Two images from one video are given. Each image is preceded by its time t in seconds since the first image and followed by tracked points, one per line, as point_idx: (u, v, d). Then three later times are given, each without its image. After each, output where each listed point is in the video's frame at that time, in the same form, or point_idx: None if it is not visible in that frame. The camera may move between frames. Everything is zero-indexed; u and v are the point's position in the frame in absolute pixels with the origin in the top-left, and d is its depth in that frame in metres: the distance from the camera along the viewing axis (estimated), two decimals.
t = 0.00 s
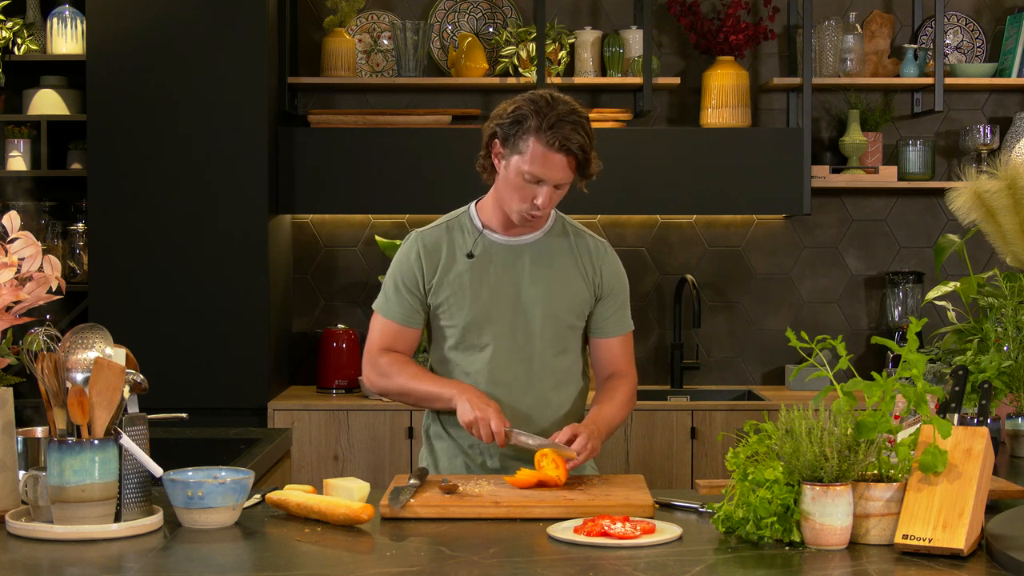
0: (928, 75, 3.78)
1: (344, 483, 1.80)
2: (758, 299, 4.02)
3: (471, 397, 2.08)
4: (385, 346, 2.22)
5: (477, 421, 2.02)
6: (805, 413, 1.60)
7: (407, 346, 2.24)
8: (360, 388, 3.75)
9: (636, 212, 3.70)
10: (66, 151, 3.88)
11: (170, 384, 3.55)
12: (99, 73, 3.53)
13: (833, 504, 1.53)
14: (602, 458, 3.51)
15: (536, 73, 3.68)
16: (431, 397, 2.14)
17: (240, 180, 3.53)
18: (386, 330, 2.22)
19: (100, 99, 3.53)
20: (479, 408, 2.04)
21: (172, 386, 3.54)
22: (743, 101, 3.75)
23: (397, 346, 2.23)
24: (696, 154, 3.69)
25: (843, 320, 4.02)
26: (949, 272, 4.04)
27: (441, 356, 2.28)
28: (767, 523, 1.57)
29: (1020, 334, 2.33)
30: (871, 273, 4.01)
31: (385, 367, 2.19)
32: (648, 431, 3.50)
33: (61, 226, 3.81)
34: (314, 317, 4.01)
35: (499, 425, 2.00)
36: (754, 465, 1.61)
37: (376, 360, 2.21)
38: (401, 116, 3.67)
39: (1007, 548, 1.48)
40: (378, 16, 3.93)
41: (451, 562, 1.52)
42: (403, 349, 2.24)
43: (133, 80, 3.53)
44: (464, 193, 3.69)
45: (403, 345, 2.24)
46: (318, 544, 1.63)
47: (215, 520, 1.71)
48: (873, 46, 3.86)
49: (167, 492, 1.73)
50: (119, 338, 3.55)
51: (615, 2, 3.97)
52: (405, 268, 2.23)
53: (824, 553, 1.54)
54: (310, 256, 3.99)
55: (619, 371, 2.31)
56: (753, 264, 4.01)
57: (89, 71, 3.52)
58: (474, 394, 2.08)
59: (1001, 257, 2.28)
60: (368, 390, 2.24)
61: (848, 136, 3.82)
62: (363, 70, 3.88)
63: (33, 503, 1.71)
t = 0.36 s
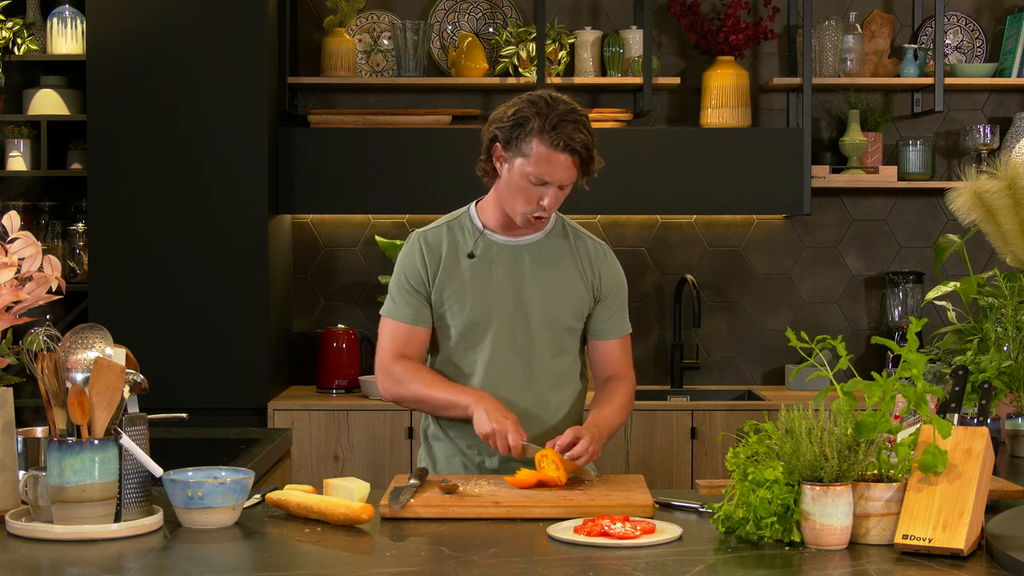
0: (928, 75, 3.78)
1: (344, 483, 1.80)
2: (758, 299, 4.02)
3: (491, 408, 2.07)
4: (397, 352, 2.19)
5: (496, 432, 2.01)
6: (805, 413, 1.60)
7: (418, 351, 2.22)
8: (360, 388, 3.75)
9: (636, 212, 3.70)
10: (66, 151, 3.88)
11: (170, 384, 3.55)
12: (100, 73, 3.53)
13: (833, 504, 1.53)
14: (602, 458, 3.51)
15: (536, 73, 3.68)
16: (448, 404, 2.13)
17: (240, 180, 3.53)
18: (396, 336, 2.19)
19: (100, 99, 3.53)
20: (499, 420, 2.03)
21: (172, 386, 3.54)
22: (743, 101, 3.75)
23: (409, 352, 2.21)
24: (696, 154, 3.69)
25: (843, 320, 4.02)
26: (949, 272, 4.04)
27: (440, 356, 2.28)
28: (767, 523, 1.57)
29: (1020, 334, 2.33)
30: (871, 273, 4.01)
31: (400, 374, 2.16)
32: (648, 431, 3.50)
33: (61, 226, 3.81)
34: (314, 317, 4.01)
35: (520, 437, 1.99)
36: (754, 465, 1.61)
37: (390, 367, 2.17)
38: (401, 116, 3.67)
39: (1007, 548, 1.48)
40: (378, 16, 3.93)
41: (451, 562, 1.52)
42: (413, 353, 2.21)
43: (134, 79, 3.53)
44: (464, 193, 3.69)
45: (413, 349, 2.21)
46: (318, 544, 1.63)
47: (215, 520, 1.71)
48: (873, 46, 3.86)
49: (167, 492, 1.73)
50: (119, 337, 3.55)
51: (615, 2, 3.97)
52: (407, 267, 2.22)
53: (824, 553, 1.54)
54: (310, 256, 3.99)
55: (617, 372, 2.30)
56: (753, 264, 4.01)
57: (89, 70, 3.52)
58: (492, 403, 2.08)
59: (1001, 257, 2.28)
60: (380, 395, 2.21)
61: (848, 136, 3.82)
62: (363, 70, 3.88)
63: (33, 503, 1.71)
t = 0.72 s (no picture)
0: (928, 75, 3.78)
1: (344, 483, 1.80)
2: (758, 299, 4.02)
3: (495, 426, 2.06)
4: (404, 358, 2.20)
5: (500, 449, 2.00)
6: (805, 413, 1.60)
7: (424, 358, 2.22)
8: (360, 388, 3.75)
9: (636, 212, 3.70)
10: (66, 151, 3.88)
11: (170, 384, 3.55)
12: (100, 73, 3.53)
13: (833, 504, 1.53)
14: (602, 458, 3.51)
15: (536, 73, 3.68)
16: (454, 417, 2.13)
17: (240, 180, 3.53)
18: (402, 342, 2.19)
19: (100, 99, 3.53)
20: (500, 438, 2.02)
21: (172, 386, 3.54)
22: (743, 101, 3.75)
23: (417, 359, 2.21)
24: (696, 154, 3.69)
25: (842, 320, 4.02)
26: (948, 272, 4.04)
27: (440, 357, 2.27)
28: (767, 523, 1.57)
29: (1020, 334, 2.33)
30: (871, 273, 4.01)
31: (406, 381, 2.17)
32: (648, 431, 3.50)
33: (61, 226, 3.81)
34: (314, 317, 4.01)
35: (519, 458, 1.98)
36: (754, 465, 1.61)
37: (397, 373, 2.18)
38: (401, 116, 3.67)
39: (1007, 548, 1.48)
40: (378, 16, 3.93)
41: (451, 562, 1.52)
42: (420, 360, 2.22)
43: (134, 79, 3.53)
44: (464, 193, 3.69)
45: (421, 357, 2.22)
46: (318, 544, 1.63)
47: (214, 520, 1.71)
48: (873, 46, 3.86)
49: (167, 492, 1.73)
50: (118, 337, 3.55)
51: (615, 2, 3.97)
52: (407, 267, 2.22)
53: (824, 553, 1.54)
54: (310, 256, 3.99)
55: (617, 374, 2.30)
56: (753, 264, 4.01)
57: (89, 70, 3.52)
58: (497, 422, 2.07)
59: (1001, 258, 2.28)
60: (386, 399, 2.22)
61: (848, 136, 3.82)
62: (363, 70, 3.88)
63: (33, 503, 1.71)
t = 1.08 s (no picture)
0: (928, 75, 3.78)
1: (344, 483, 1.80)
2: (758, 300, 4.02)
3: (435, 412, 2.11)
4: (363, 332, 2.27)
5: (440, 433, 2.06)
6: (805, 413, 1.60)
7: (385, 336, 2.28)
8: (360, 388, 3.75)
9: (636, 212, 3.70)
10: (66, 151, 3.88)
11: (170, 384, 3.55)
12: (100, 73, 3.53)
13: (833, 504, 1.53)
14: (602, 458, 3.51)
15: (536, 72, 3.68)
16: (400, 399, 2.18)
17: (240, 180, 3.53)
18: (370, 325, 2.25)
19: (100, 99, 3.53)
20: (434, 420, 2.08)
21: (172, 386, 3.54)
22: (743, 101, 3.75)
23: (375, 334, 2.28)
24: (696, 154, 3.69)
25: (843, 320, 4.02)
26: (949, 272, 4.04)
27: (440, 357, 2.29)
28: (767, 523, 1.57)
29: (1020, 334, 2.33)
30: (871, 273, 4.01)
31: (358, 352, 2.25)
32: (648, 431, 3.50)
33: (61, 226, 3.81)
34: (314, 317, 4.01)
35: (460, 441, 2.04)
36: (754, 465, 1.61)
37: (352, 343, 2.25)
38: (401, 116, 3.67)
39: (1007, 548, 1.48)
40: (378, 16, 3.93)
41: (450, 562, 1.52)
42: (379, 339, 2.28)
43: (134, 79, 3.53)
44: (464, 193, 3.69)
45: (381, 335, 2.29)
46: (317, 544, 1.63)
47: (215, 520, 1.70)
48: (873, 46, 3.86)
49: (167, 492, 1.73)
50: (118, 337, 3.55)
51: (615, 2, 3.97)
52: (405, 267, 2.24)
53: (824, 553, 1.54)
54: (310, 256, 3.99)
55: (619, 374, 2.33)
56: (753, 264, 4.01)
57: (89, 70, 3.52)
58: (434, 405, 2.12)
59: (1000, 258, 2.28)
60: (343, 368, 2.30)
61: (848, 136, 3.82)
62: (363, 70, 3.88)
63: (33, 503, 1.71)
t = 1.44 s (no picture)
0: (928, 75, 3.78)
1: (344, 483, 1.80)
2: (758, 300, 4.02)
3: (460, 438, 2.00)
4: (395, 368, 2.22)
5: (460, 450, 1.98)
6: (805, 413, 1.60)
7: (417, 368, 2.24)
8: (360, 388, 3.75)
9: (635, 212, 3.70)
10: (66, 151, 3.88)
11: (170, 384, 3.55)
12: (100, 73, 3.53)
13: (833, 504, 1.53)
14: (602, 458, 3.51)
15: (536, 73, 3.68)
16: (429, 427, 2.08)
17: (240, 180, 3.53)
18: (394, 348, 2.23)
19: (100, 99, 3.53)
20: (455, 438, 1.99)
21: (172, 386, 3.54)
22: (743, 101, 3.75)
23: (409, 369, 2.23)
24: (696, 153, 3.69)
25: (842, 320, 4.02)
26: (949, 272, 4.04)
27: (439, 362, 2.29)
28: (767, 523, 1.57)
29: (1020, 334, 2.33)
30: (871, 273, 4.01)
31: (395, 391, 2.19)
32: (648, 431, 3.50)
33: (61, 226, 3.81)
34: (314, 317, 4.01)
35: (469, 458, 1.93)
36: (754, 465, 1.61)
37: (389, 382, 2.20)
38: (401, 116, 3.67)
39: (1007, 548, 1.48)
40: (378, 16, 3.93)
41: (450, 562, 1.52)
42: (416, 369, 2.24)
43: (134, 79, 3.53)
44: (464, 193, 3.69)
45: (418, 368, 2.24)
46: (317, 544, 1.63)
47: (215, 520, 1.70)
48: (873, 46, 3.86)
49: (167, 492, 1.73)
50: (118, 337, 3.55)
51: (615, 2, 3.97)
52: (401, 279, 2.23)
53: (824, 553, 1.54)
54: (310, 256, 3.99)
55: (617, 367, 2.28)
56: (753, 264, 4.01)
57: (89, 70, 3.52)
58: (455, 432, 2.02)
59: (1001, 258, 2.28)
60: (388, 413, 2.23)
61: (848, 136, 3.82)
62: (363, 70, 3.88)
63: (33, 503, 1.71)
